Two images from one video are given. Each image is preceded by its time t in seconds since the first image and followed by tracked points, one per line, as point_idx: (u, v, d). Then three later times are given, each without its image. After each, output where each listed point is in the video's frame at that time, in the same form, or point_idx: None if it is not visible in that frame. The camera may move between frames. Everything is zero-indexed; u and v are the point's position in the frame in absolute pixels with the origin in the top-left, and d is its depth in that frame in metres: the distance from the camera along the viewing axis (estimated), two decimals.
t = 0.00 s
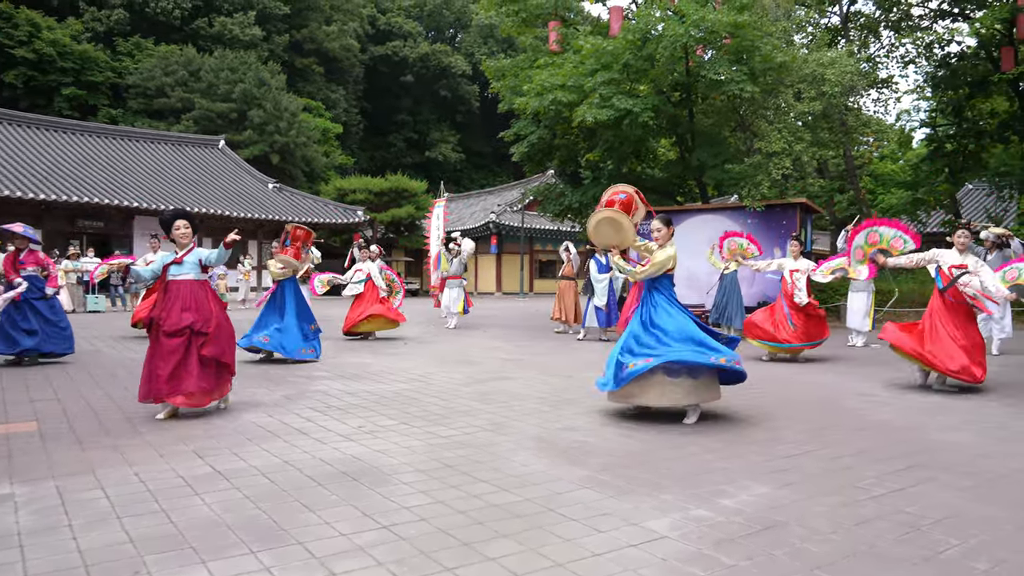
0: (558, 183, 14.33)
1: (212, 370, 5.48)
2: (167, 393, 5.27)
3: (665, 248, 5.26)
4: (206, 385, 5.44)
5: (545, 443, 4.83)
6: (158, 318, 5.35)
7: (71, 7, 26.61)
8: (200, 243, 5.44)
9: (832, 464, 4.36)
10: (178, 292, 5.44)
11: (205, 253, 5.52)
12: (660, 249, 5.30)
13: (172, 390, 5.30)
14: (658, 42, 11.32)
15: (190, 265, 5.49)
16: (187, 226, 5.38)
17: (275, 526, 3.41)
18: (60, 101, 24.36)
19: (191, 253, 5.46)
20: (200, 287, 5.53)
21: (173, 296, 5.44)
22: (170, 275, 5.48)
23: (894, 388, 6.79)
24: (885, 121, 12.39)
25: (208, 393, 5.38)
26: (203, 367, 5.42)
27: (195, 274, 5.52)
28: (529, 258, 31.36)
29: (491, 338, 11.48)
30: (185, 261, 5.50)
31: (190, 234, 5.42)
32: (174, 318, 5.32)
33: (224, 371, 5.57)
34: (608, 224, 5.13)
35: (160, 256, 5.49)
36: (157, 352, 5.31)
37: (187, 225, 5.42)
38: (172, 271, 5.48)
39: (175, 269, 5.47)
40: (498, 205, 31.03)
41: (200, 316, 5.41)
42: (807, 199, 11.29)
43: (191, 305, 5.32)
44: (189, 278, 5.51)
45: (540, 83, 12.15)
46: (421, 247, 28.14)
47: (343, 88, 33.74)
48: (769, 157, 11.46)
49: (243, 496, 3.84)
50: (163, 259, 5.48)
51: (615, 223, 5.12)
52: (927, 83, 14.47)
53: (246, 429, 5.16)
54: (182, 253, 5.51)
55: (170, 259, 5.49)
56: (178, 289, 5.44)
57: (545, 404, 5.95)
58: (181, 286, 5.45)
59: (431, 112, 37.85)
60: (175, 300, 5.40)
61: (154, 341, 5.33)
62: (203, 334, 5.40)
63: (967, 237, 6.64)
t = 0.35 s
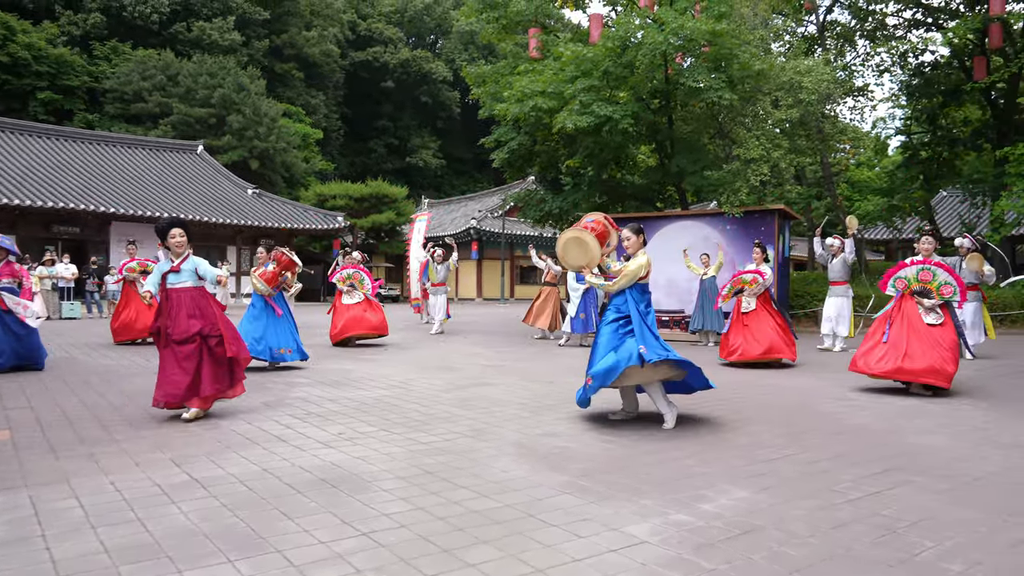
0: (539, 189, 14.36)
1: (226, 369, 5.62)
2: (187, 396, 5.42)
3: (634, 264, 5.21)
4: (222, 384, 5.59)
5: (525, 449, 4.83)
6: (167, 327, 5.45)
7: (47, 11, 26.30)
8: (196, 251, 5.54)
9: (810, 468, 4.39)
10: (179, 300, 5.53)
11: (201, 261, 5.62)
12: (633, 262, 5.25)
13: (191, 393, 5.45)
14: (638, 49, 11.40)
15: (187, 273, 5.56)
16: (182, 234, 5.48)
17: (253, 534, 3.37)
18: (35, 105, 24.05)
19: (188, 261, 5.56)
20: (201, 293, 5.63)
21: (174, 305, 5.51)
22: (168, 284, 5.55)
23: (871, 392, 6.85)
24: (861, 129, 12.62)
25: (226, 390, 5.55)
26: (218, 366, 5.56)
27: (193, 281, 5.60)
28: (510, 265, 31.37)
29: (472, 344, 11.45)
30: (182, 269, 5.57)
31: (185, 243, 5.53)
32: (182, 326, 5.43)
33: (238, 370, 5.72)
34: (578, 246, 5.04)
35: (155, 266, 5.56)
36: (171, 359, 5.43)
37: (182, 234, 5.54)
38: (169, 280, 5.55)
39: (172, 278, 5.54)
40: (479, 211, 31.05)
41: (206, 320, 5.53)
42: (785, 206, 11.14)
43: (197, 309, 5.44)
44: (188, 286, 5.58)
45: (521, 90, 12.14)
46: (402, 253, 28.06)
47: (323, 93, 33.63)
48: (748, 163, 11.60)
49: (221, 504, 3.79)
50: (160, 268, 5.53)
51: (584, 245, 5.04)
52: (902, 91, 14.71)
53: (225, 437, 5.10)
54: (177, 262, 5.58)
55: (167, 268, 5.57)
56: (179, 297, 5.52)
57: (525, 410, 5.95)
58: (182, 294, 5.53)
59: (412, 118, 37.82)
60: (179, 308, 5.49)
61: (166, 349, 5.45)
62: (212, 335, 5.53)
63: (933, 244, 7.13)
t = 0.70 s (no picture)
0: (524, 191, 14.39)
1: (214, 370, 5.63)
2: (177, 400, 5.39)
3: (621, 265, 5.26)
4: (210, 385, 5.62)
5: (510, 450, 4.83)
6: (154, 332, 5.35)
7: (27, 11, 26.04)
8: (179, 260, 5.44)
9: (793, 467, 4.42)
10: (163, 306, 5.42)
11: (185, 269, 5.53)
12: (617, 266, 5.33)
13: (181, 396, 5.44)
14: (622, 51, 11.47)
15: (170, 280, 5.47)
16: (160, 244, 5.38)
17: (235, 537, 3.33)
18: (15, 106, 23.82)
19: (170, 268, 5.46)
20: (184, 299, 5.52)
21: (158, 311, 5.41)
22: (149, 291, 5.46)
23: (853, 392, 6.91)
24: (843, 130, 12.75)
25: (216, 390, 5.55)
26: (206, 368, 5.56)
27: (176, 288, 5.51)
28: (495, 266, 31.40)
29: (457, 346, 11.44)
30: (165, 277, 5.48)
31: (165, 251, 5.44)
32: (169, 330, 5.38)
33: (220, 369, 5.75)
34: (568, 314, 5.29)
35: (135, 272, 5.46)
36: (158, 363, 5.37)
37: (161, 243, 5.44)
38: (152, 286, 5.46)
39: (155, 285, 5.45)
40: (464, 212, 31.06)
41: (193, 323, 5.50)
42: (767, 207, 11.26)
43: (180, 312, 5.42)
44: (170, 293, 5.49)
45: (505, 92, 12.14)
46: (387, 254, 27.99)
47: (307, 95, 33.51)
48: (731, 165, 11.66)
49: (203, 507, 3.75)
50: (140, 275, 5.45)
51: (573, 310, 5.28)
52: (884, 93, 14.84)
53: (208, 440, 5.07)
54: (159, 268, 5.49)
55: (149, 274, 5.48)
56: (164, 304, 5.42)
57: (510, 411, 5.94)
58: (167, 301, 5.43)
59: (397, 120, 37.76)
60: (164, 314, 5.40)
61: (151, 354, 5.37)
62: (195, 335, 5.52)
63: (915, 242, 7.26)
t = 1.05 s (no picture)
0: (509, 192, 14.39)
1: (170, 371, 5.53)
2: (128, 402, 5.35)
3: (622, 256, 5.51)
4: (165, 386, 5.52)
5: (494, 450, 4.82)
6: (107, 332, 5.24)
7: (8, 8, 25.72)
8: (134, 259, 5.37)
9: (776, 467, 4.45)
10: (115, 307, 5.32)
11: (140, 268, 5.44)
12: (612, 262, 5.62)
13: (132, 397, 5.35)
14: (607, 52, 11.51)
15: (122, 279, 5.39)
16: (113, 239, 5.33)
17: (217, 539, 3.31)
18: None
19: (123, 266, 5.38)
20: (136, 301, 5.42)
21: (108, 311, 5.30)
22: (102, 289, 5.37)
23: (835, 392, 6.98)
24: (826, 132, 12.86)
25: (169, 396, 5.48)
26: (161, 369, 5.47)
27: (128, 288, 5.42)
28: (481, 266, 31.40)
29: (443, 346, 11.43)
30: (118, 276, 5.40)
31: (118, 249, 5.38)
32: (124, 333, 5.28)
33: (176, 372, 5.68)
34: (619, 328, 5.29)
35: (90, 267, 5.38)
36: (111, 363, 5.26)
37: (115, 239, 5.39)
38: (104, 286, 5.37)
39: (107, 284, 5.37)
40: (450, 212, 31.04)
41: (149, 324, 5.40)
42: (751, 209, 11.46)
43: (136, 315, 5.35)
44: (123, 292, 5.40)
45: (491, 92, 12.13)
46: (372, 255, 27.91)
47: (291, 94, 33.34)
48: (715, 166, 11.72)
49: (185, 509, 3.72)
50: (94, 271, 5.37)
51: (625, 327, 5.30)
52: (866, 96, 14.98)
53: (190, 441, 5.03)
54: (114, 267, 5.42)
55: (100, 272, 5.38)
56: (115, 304, 5.32)
57: (495, 411, 5.94)
58: (120, 301, 5.34)
59: (383, 120, 37.66)
60: (115, 314, 5.30)
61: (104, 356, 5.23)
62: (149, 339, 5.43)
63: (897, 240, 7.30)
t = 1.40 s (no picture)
0: (500, 193, 14.39)
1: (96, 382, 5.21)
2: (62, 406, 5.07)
3: (629, 261, 5.53)
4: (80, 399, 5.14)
5: (485, 451, 4.82)
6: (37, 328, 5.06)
7: None
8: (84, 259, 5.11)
9: (766, 467, 4.46)
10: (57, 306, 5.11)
11: (87, 267, 5.17)
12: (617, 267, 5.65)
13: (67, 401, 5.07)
14: (598, 54, 11.54)
15: (68, 278, 5.15)
16: (68, 238, 5.17)
17: (206, 541, 3.29)
18: None
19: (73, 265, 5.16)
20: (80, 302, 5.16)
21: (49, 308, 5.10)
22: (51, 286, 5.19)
23: (824, 393, 7.02)
24: (815, 134, 12.94)
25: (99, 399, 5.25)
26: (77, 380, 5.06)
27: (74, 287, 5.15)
28: (472, 266, 31.41)
29: (434, 347, 11.42)
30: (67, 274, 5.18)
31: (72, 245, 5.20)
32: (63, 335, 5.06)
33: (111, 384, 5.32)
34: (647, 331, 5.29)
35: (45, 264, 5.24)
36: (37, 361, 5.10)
37: (71, 235, 5.23)
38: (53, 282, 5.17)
39: (55, 281, 5.16)
40: (441, 212, 31.03)
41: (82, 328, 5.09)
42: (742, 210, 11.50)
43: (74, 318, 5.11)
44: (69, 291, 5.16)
45: (482, 93, 12.16)
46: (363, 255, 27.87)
47: (282, 94, 33.23)
48: (706, 167, 11.77)
49: (174, 511, 3.69)
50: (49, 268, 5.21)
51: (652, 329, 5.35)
52: (855, 98, 15.10)
53: (179, 442, 5.00)
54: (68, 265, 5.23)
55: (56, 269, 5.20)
56: (56, 301, 5.10)
57: (486, 412, 5.94)
58: (60, 299, 5.10)
59: (373, 120, 37.59)
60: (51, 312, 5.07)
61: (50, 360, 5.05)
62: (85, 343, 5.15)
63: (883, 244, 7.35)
